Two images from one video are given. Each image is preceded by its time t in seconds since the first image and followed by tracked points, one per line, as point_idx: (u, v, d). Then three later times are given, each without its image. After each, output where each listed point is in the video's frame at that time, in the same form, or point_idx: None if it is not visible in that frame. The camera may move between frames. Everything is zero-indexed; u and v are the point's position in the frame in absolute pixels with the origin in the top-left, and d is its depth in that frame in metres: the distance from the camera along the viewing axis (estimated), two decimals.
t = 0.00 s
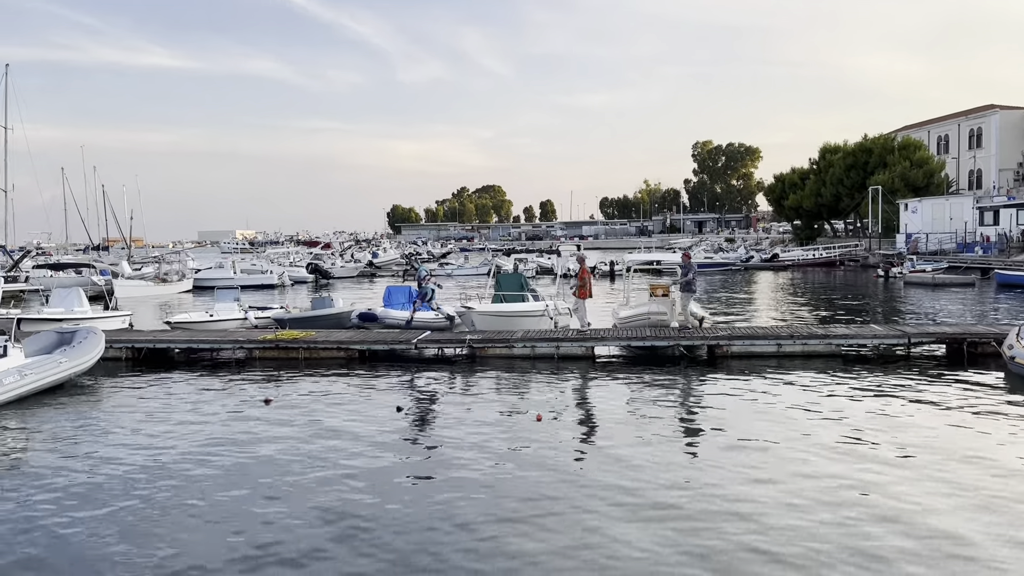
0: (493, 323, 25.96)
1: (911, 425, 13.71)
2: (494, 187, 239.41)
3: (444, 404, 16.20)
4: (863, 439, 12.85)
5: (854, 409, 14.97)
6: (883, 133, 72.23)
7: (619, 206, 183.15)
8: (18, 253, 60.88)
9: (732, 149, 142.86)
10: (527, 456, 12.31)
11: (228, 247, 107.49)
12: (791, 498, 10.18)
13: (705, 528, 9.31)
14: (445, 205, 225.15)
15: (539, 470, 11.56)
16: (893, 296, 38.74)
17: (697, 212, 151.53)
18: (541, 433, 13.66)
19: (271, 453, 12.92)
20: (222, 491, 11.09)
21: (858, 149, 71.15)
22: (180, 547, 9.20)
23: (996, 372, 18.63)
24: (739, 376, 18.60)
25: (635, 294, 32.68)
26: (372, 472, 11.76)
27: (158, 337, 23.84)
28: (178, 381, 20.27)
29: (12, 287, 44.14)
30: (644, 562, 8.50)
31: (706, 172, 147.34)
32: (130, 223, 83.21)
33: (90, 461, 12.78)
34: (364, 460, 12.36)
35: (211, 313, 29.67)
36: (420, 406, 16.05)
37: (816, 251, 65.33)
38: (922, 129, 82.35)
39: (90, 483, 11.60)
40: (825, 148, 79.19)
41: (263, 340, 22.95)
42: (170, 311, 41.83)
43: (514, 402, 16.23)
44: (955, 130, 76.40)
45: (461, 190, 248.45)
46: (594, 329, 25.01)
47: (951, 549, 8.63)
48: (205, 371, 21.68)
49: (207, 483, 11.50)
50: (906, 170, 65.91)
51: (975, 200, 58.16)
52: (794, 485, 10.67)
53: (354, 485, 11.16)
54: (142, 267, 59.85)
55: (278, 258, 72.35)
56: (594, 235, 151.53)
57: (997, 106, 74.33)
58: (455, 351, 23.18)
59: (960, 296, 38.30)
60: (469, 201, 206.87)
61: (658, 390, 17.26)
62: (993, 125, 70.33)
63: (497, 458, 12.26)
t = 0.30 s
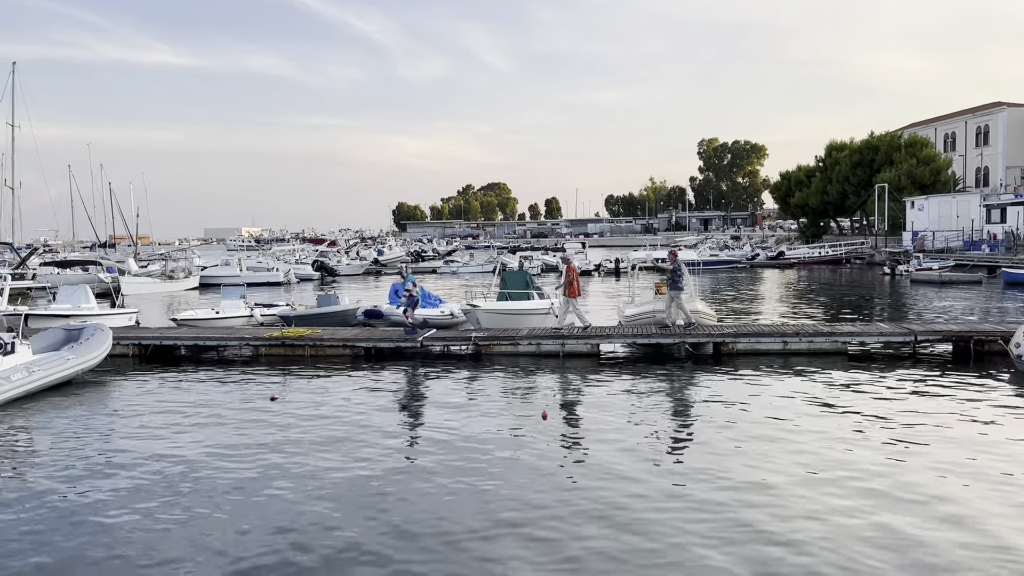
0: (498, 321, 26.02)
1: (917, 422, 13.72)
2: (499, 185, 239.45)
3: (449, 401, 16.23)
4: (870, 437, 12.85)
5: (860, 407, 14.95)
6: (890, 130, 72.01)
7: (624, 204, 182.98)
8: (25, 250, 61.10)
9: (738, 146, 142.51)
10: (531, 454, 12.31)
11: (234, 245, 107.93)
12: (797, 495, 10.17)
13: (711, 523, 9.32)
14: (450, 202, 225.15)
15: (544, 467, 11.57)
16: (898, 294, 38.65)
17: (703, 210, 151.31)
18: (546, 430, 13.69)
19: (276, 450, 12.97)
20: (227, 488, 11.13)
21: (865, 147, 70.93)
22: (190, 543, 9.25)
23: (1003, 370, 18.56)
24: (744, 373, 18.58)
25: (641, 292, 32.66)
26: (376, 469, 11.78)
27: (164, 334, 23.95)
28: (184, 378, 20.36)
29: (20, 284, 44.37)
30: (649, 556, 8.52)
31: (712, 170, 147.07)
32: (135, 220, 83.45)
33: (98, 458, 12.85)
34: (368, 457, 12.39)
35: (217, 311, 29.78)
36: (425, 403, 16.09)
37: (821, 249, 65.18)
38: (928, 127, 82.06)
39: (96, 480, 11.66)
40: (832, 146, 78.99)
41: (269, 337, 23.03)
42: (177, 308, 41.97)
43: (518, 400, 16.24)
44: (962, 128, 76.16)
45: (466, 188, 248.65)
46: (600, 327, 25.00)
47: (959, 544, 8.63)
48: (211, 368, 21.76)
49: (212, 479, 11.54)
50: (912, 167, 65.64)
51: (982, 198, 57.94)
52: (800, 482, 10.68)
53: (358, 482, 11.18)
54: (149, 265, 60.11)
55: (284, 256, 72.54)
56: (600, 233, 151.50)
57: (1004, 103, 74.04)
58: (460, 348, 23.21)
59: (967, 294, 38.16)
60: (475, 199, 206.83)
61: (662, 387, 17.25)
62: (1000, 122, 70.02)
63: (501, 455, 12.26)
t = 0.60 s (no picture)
0: (502, 319, 26.07)
1: (924, 421, 13.69)
2: (504, 182, 239.29)
3: (454, 398, 16.28)
4: (878, 435, 12.82)
5: (865, 405, 14.95)
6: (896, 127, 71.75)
7: (628, 201, 182.73)
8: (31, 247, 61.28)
9: (743, 144, 142.16)
10: (535, 451, 12.36)
11: (239, 243, 108.13)
12: (805, 496, 10.14)
13: (719, 524, 9.29)
14: (455, 200, 225.09)
15: (548, 465, 11.61)
16: (904, 292, 38.55)
17: (708, 208, 151.06)
18: (550, 428, 13.73)
19: (282, 447, 13.04)
20: (233, 485, 11.19)
21: (870, 144, 70.69)
22: (197, 541, 9.27)
23: (1009, 368, 18.54)
24: (749, 371, 18.59)
25: (645, 290, 32.63)
26: (381, 465, 11.86)
27: (170, 331, 24.02)
28: (190, 375, 20.41)
29: (26, 281, 44.48)
30: (658, 557, 8.51)
31: (717, 167, 146.78)
32: (140, 217, 83.57)
33: (104, 455, 12.89)
34: (373, 454, 12.44)
35: (223, 308, 29.85)
36: (431, 401, 16.14)
37: (827, 247, 65.00)
38: (934, 124, 81.75)
39: (103, 476, 11.74)
40: (837, 143, 78.75)
41: (275, 335, 23.06)
42: (182, 305, 42.06)
43: (523, 397, 16.27)
44: (969, 125, 75.83)
45: (471, 185, 248.92)
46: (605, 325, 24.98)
47: (968, 546, 8.60)
48: (216, 365, 21.83)
49: (218, 476, 11.61)
50: (919, 165, 65.37)
51: (989, 196, 57.75)
52: (808, 481, 10.64)
53: (364, 479, 11.24)
54: (155, 262, 60.22)
55: (289, 253, 72.63)
56: (605, 230, 151.43)
57: (1011, 100, 73.71)
58: (466, 346, 23.24)
59: (973, 292, 38.06)
60: (479, 197, 206.89)
61: (667, 386, 17.24)
62: (1007, 119, 69.72)
63: (505, 453, 12.31)
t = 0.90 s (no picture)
0: (507, 316, 26.09)
1: (929, 420, 13.68)
2: (509, 180, 239.07)
3: (458, 396, 16.31)
4: (883, 435, 12.78)
5: (870, 404, 14.92)
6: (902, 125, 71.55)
7: (634, 199, 182.57)
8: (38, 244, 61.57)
9: (749, 141, 141.94)
10: (540, 449, 12.37)
11: (245, 240, 108.29)
12: (808, 495, 10.13)
13: (720, 523, 9.30)
14: (460, 198, 225.18)
15: (552, 463, 11.62)
16: (910, 291, 38.49)
17: (714, 205, 150.86)
18: (554, 426, 13.74)
19: (287, 444, 13.09)
20: (238, 482, 11.23)
21: (877, 142, 70.49)
22: (200, 538, 9.31)
23: (1015, 368, 18.48)
24: (754, 370, 18.57)
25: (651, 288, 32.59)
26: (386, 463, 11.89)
27: (176, 328, 24.08)
28: (196, 372, 20.47)
29: (33, 277, 44.71)
30: (660, 555, 8.52)
31: (722, 165, 146.51)
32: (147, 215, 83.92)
33: (109, 452, 12.94)
34: (376, 451, 12.47)
35: (228, 305, 29.90)
36: (436, 399, 16.17)
37: (833, 245, 64.82)
38: (941, 122, 81.51)
39: (108, 473, 11.78)
40: (844, 141, 78.61)
41: (280, 332, 23.12)
42: (188, 302, 42.16)
43: (528, 395, 16.28)
44: (975, 124, 75.63)
45: (476, 182, 249.11)
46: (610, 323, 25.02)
47: (971, 547, 8.58)
48: (222, 362, 21.89)
49: (223, 473, 11.65)
50: (925, 163, 65.17)
51: (996, 194, 57.55)
52: (813, 481, 10.63)
53: (368, 477, 11.27)
54: (161, 259, 60.37)
55: (295, 251, 72.74)
56: (610, 228, 151.36)
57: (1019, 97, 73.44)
58: (471, 344, 23.26)
59: (980, 291, 37.94)
60: (484, 195, 206.96)
61: (671, 384, 17.22)
62: (1013, 117, 69.45)
63: (509, 451, 12.32)
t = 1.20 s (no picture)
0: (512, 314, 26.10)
1: (936, 420, 13.63)
2: (515, 179, 239.10)
3: (463, 394, 16.32)
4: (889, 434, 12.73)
5: (876, 404, 14.87)
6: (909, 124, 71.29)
7: (639, 197, 182.43)
8: (44, 241, 61.77)
9: (755, 140, 141.64)
10: (544, 447, 12.36)
11: (251, 237, 108.55)
12: (816, 495, 10.10)
13: (726, 523, 9.26)
14: (465, 196, 225.15)
15: (556, 462, 11.62)
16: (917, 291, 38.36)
17: (720, 204, 150.59)
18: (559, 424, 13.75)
19: (292, 441, 13.12)
20: (243, 479, 11.26)
21: (884, 140, 70.27)
22: (206, 535, 9.32)
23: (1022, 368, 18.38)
24: (760, 369, 18.54)
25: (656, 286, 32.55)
26: (390, 461, 11.91)
27: (182, 325, 24.18)
28: (202, 369, 20.54)
29: (40, 274, 44.92)
30: (666, 555, 8.49)
31: (728, 163, 146.21)
32: (153, 213, 84.14)
33: (115, 449, 12.99)
34: (381, 449, 12.50)
35: (234, 302, 30.00)
36: (440, 397, 16.18)
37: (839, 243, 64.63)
38: (948, 121, 81.19)
39: (115, 470, 11.83)
40: (850, 140, 78.33)
41: (286, 329, 23.16)
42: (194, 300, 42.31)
43: (533, 394, 16.28)
44: (982, 122, 75.31)
45: (481, 180, 249.23)
46: (615, 321, 24.98)
47: (979, 548, 8.52)
48: (228, 359, 21.96)
49: (228, 470, 11.69)
50: (932, 162, 64.95)
51: (1003, 193, 57.32)
52: (819, 481, 10.59)
53: (372, 474, 11.29)
54: (167, 257, 60.61)
55: (300, 248, 72.94)
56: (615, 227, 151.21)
57: None
58: (476, 342, 23.27)
59: (987, 291, 37.80)
60: (490, 192, 207.05)
61: (676, 382, 17.20)
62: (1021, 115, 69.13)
63: (514, 449, 12.33)
